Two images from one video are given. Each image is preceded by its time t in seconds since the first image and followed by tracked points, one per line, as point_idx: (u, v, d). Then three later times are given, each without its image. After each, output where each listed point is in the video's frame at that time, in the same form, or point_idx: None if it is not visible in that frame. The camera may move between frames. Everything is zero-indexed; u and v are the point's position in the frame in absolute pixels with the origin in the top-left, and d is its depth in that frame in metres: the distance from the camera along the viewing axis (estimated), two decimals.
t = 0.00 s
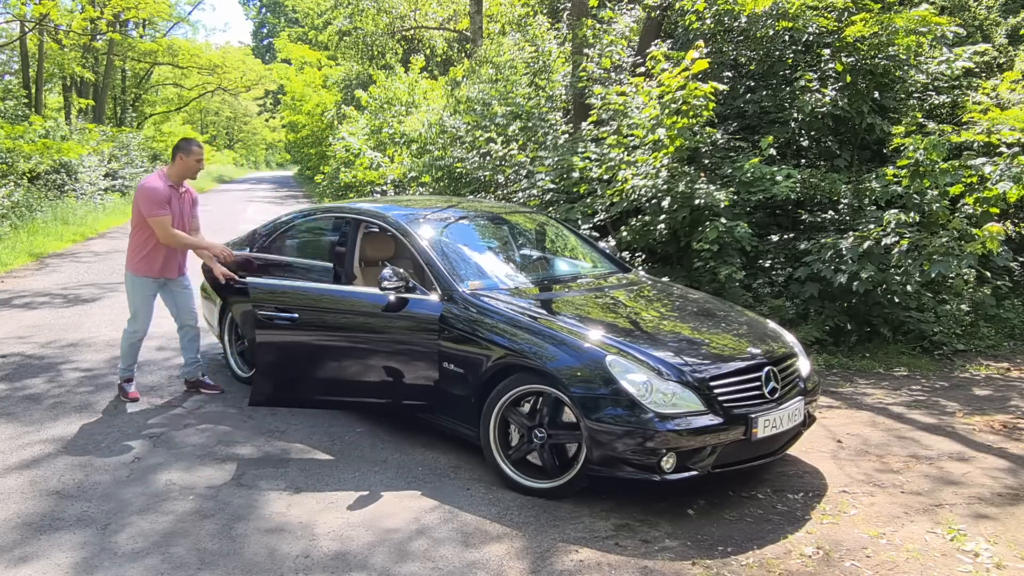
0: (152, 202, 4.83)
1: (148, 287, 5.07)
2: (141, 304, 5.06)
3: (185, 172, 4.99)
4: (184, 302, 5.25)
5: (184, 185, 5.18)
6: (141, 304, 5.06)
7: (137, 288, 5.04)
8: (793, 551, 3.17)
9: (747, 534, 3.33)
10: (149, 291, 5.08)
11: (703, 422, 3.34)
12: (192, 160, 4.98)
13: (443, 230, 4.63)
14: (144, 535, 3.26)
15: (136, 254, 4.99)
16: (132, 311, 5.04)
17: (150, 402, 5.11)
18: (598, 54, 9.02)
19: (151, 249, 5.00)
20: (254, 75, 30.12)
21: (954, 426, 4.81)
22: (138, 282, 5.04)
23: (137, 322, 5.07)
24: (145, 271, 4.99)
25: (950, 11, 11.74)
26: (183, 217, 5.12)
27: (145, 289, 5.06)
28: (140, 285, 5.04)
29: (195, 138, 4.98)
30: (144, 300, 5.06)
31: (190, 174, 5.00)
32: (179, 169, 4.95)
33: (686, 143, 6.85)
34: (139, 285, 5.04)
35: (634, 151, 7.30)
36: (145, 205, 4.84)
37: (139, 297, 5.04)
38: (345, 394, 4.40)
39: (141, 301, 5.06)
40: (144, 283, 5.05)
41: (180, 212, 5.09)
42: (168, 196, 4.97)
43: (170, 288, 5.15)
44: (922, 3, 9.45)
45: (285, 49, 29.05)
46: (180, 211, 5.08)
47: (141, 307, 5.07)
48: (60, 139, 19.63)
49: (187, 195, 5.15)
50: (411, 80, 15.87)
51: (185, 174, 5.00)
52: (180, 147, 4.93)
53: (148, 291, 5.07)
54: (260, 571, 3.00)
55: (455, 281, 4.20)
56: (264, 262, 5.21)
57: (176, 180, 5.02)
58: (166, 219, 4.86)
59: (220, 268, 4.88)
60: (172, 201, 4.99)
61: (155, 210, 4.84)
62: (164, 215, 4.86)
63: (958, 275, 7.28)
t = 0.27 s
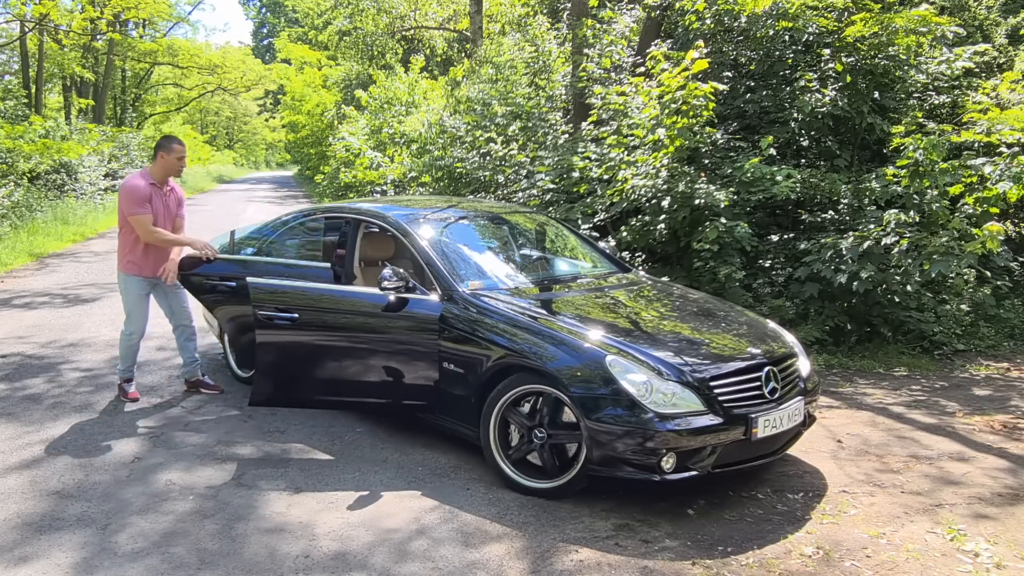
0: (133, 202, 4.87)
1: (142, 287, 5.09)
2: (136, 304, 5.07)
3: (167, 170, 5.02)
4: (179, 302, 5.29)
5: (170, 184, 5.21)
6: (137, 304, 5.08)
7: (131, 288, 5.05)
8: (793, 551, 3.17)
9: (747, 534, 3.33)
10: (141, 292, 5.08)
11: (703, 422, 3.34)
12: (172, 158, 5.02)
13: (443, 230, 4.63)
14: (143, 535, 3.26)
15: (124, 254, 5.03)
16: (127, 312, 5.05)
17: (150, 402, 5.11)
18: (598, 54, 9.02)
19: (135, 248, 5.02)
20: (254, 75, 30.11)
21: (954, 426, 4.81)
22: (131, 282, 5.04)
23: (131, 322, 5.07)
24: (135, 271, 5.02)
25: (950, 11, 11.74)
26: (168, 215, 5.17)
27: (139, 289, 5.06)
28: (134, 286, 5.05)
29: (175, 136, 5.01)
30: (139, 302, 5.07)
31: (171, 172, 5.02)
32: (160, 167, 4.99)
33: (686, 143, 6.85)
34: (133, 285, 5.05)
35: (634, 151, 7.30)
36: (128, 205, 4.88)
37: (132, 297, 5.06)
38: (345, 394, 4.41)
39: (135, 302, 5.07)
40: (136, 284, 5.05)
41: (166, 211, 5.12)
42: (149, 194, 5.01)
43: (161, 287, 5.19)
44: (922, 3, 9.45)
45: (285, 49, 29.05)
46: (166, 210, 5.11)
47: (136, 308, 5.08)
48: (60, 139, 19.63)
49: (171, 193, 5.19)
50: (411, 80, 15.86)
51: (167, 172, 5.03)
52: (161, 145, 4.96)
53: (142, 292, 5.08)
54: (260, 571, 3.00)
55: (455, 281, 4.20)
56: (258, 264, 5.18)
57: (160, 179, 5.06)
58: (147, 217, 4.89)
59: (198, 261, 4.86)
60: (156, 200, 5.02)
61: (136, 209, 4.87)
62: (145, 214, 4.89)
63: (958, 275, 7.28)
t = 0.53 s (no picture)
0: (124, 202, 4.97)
1: (144, 287, 5.22)
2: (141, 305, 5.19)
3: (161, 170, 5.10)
4: (182, 306, 5.42)
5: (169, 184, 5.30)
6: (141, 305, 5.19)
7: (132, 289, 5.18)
8: (793, 551, 3.17)
9: (747, 534, 3.33)
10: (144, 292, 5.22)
11: (703, 422, 3.34)
12: (165, 158, 5.09)
13: (443, 230, 4.63)
14: (144, 535, 3.26)
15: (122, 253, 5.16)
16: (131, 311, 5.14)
17: (150, 402, 5.11)
18: (598, 54, 9.02)
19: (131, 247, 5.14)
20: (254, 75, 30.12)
21: (954, 426, 4.81)
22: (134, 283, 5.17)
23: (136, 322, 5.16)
24: (132, 271, 5.13)
25: (950, 11, 11.74)
26: (165, 214, 5.26)
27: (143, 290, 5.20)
28: (138, 287, 5.19)
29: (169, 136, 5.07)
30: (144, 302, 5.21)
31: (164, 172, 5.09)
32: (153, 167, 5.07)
33: (686, 143, 6.85)
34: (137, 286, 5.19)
35: (634, 151, 7.30)
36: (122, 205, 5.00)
37: (136, 297, 5.18)
38: (345, 394, 4.41)
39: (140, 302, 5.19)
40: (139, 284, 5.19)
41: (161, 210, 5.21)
42: (144, 195, 5.11)
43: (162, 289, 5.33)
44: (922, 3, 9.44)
45: (285, 49, 29.05)
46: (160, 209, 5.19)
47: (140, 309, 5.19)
48: (60, 139, 19.63)
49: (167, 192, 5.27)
50: (411, 80, 15.86)
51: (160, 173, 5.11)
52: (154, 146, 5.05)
53: (147, 292, 5.22)
54: (260, 571, 3.00)
55: (455, 281, 4.20)
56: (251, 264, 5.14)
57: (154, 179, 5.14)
58: (137, 218, 4.99)
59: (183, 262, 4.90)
60: (149, 200, 5.11)
61: (127, 210, 4.98)
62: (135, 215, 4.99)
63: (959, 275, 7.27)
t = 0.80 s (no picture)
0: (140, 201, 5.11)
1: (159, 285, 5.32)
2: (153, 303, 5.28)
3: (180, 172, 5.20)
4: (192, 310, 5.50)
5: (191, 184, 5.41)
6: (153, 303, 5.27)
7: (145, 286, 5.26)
8: (793, 551, 3.17)
9: (747, 534, 3.33)
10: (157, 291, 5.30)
11: (703, 422, 3.34)
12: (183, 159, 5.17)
13: (443, 230, 4.63)
14: (143, 535, 3.26)
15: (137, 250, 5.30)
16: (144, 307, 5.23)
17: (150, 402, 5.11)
18: (597, 54, 9.02)
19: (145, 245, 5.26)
20: (254, 75, 30.12)
21: (954, 426, 4.81)
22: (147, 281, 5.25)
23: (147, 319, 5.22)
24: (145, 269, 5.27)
25: (949, 11, 11.75)
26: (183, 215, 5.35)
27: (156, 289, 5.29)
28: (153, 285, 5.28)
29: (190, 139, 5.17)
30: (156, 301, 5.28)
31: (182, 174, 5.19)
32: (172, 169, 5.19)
33: (685, 143, 6.85)
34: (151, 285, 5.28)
35: (634, 151, 7.30)
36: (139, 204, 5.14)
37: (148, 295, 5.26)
38: (345, 394, 4.41)
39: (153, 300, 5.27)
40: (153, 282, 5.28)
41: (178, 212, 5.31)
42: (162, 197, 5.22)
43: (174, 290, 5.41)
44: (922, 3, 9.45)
45: (285, 49, 29.06)
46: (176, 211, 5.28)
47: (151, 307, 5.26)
48: (60, 139, 19.64)
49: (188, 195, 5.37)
50: (411, 80, 15.87)
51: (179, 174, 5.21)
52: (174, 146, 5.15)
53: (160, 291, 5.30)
54: (260, 571, 3.00)
55: (455, 281, 4.20)
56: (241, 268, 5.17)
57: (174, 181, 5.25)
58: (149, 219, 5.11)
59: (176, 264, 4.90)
60: (166, 201, 5.22)
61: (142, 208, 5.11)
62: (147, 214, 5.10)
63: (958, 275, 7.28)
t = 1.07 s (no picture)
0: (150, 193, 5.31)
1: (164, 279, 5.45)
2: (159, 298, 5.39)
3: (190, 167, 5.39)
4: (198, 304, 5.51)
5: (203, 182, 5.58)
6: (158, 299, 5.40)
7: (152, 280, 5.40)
8: (793, 551, 3.17)
9: (747, 534, 3.33)
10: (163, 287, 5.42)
11: (703, 422, 3.34)
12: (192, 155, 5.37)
13: (443, 230, 4.63)
14: (143, 535, 3.26)
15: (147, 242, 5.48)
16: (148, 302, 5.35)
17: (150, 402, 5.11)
18: (598, 54, 9.02)
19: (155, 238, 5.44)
20: (254, 75, 30.11)
21: (954, 426, 4.81)
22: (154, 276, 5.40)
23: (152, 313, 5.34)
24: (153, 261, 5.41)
25: (949, 11, 11.75)
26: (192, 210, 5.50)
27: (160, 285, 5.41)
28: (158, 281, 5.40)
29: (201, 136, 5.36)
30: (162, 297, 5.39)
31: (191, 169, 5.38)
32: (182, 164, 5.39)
33: (685, 143, 6.85)
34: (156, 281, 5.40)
35: (634, 151, 7.30)
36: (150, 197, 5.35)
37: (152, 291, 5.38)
38: (345, 394, 4.41)
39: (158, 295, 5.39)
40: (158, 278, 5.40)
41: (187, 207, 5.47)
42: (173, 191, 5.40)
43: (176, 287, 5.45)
44: (922, 3, 9.44)
45: (285, 49, 29.06)
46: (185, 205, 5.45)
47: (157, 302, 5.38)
48: (60, 139, 19.64)
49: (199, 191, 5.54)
50: (411, 80, 15.87)
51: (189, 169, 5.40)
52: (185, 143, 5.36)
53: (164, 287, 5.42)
54: (260, 571, 3.00)
55: (455, 281, 4.20)
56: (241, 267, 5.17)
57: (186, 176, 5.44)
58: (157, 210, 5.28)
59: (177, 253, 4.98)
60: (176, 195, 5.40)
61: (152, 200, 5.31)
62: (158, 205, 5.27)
63: (958, 275, 7.28)
